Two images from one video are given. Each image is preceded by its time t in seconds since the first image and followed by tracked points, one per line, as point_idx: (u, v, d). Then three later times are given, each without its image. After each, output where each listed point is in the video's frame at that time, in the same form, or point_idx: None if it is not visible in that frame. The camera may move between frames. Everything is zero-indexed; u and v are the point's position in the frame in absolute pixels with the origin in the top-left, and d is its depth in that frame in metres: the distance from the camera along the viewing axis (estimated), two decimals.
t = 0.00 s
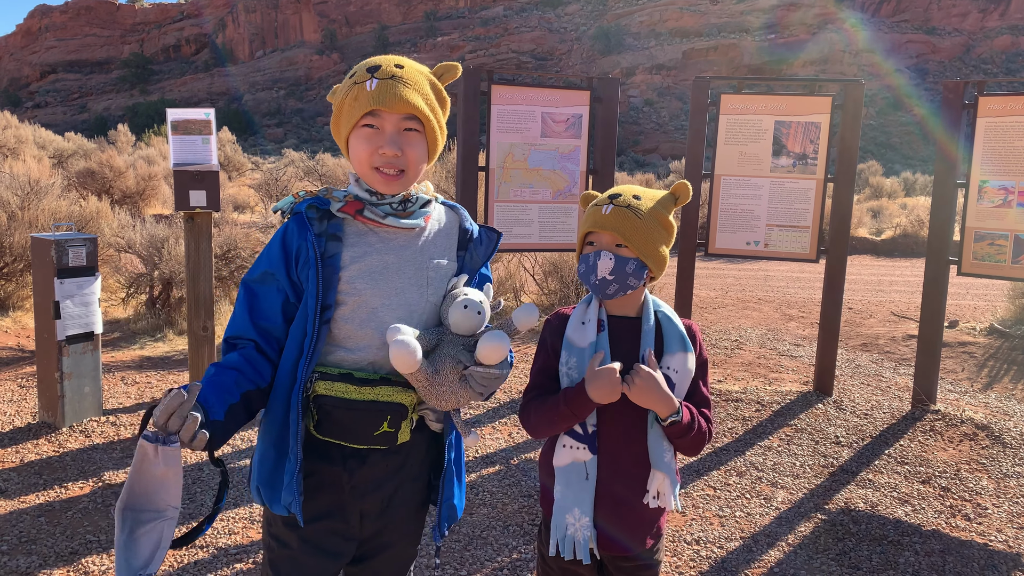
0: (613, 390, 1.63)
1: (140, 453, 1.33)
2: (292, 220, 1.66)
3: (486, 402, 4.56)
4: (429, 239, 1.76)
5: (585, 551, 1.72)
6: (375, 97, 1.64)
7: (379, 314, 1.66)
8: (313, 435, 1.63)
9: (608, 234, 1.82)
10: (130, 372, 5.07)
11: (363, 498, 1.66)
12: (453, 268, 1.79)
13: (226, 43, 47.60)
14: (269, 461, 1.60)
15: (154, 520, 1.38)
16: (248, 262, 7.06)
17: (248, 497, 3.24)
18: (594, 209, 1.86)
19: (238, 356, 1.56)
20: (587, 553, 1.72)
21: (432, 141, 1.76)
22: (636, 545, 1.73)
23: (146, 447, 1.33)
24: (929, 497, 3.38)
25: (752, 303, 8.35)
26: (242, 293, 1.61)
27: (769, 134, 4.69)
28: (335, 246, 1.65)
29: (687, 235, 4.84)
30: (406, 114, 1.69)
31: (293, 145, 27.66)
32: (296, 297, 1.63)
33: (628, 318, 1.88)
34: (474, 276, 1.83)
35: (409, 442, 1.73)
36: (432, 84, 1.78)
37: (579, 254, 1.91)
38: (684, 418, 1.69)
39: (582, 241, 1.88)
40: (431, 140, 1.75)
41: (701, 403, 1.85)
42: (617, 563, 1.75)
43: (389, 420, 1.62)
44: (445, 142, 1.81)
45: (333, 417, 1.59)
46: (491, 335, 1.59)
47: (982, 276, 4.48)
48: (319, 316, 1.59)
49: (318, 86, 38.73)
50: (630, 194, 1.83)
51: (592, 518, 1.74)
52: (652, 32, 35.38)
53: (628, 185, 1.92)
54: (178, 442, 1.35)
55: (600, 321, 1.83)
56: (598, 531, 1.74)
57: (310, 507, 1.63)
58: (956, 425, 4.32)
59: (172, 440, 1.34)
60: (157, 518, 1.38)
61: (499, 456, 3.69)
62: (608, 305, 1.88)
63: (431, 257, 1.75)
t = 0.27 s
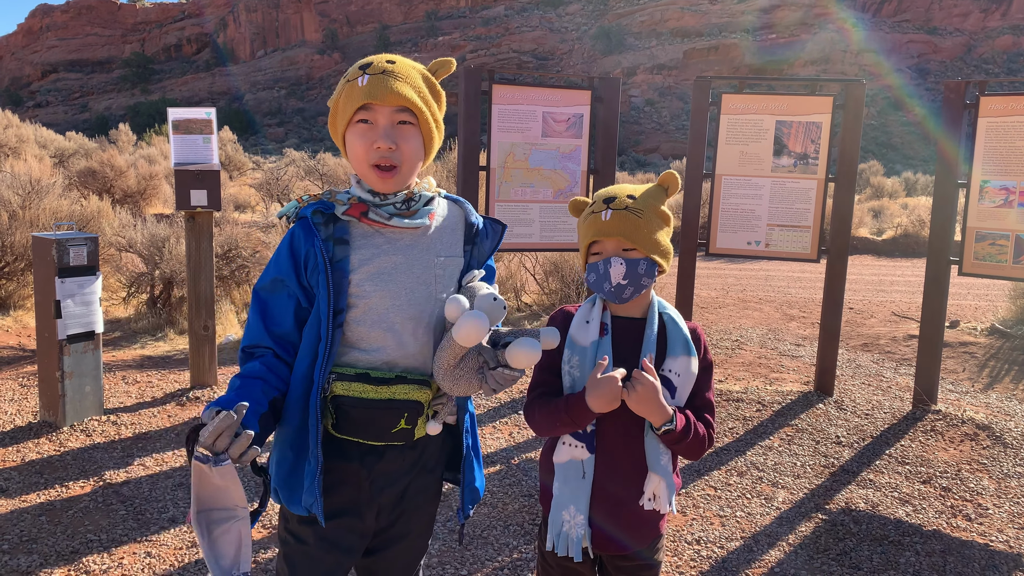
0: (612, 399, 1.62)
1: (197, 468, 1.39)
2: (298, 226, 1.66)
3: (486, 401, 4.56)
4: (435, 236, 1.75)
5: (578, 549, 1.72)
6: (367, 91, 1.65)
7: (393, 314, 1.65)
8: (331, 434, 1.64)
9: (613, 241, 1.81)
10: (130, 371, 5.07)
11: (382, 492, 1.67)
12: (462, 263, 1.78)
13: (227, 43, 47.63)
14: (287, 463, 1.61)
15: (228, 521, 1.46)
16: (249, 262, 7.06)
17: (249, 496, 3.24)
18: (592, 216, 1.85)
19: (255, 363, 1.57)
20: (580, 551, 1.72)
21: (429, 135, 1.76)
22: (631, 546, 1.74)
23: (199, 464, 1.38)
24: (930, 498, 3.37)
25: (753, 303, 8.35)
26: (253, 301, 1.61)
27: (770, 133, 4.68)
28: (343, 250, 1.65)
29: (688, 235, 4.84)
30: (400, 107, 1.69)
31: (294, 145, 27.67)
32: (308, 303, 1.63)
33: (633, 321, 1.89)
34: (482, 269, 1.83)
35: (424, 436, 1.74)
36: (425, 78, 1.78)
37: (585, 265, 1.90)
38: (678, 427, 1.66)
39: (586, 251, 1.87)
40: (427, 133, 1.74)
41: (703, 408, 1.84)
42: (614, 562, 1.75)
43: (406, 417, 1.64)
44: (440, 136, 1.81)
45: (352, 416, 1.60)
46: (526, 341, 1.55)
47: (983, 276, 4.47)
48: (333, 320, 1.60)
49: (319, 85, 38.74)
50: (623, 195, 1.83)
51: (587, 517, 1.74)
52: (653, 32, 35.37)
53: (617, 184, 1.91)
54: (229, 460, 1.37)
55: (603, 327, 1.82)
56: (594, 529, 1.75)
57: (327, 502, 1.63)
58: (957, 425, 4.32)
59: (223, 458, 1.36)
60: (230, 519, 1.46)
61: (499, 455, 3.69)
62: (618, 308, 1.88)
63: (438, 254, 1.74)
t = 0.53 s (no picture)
0: (608, 423, 1.62)
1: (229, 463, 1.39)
2: (303, 227, 1.65)
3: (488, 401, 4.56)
4: (441, 238, 1.75)
5: (583, 550, 1.72)
6: (368, 86, 1.65)
7: (397, 321, 1.66)
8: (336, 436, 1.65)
9: (608, 244, 1.81)
10: (132, 370, 5.07)
11: (391, 488, 1.67)
12: (467, 264, 1.79)
13: (229, 42, 47.65)
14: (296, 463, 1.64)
15: (233, 523, 1.45)
16: (251, 261, 7.06)
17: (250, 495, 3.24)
18: (588, 219, 1.85)
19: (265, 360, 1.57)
20: (586, 552, 1.72)
21: (432, 128, 1.75)
22: (635, 546, 1.73)
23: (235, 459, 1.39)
24: (931, 497, 3.37)
25: (755, 302, 8.34)
26: (260, 299, 1.60)
27: (772, 133, 4.67)
28: (348, 255, 1.65)
29: (690, 234, 4.83)
30: (402, 100, 1.69)
31: (295, 144, 27.67)
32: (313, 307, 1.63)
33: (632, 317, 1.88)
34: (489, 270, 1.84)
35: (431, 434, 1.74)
36: (427, 74, 1.79)
37: (582, 268, 1.89)
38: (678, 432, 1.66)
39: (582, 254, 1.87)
40: (430, 126, 1.74)
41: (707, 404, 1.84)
42: (619, 561, 1.75)
43: (412, 422, 1.65)
44: (445, 131, 1.80)
45: (357, 422, 1.61)
46: (503, 346, 1.56)
47: (985, 276, 4.47)
48: (338, 327, 1.60)
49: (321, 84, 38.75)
50: (618, 196, 1.82)
51: (592, 517, 1.74)
52: (655, 31, 35.35)
53: (611, 184, 1.91)
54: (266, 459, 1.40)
55: (602, 339, 1.80)
56: (598, 530, 1.74)
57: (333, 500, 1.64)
58: (959, 425, 4.31)
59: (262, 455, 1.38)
60: (238, 520, 1.45)
61: (501, 455, 3.69)
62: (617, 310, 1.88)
63: (443, 258, 1.74)
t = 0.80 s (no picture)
0: (611, 406, 1.63)
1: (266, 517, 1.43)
2: (291, 225, 1.63)
3: (488, 400, 4.56)
4: (433, 237, 1.75)
5: (591, 549, 1.72)
6: (364, 86, 1.63)
7: (390, 322, 1.65)
8: (331, 439, 1.65)
9: (613, 243, 1.81)
10: (133, 369, 5.08)
11: (389, 487, 1.69)
12: (459, 261, 1.78)
13: (229, 42, 47.68)
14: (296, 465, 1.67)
15: None
16: (251, 260, 7.06)
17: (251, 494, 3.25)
18: (592, 216, 1.83)
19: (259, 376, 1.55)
20: (593, 551, 1.73)
21: (426, 131, 1.75)
22: (640, 545, 1.74)
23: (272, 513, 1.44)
24: (932, 496, 3.37)
25: (755, 302, 8.34)
26: (249, 302, 1.57)
27: (773, 132, 4.67)
28: (339, 255, 1.63)
29: (690, 234, 4.84)
30: (397, 102, 1.68)
31: (296, 144, 27.67)
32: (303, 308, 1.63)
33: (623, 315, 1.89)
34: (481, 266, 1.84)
35: (425, 435, 1.75)
36: (420, 72, 1.77)
37: (581, 263, 1.88)
38: (684, 411, 1.66)
39: (584, 250, 1.86)
40: (425, 129, 1.74)
41: (706, 394, 1.84)
42: (621, 560, 1.75)
43: (408, 425, 1.67)
44: (437, 132, 1.80)
45: (353, 426, 1.63)
46: (472, 349, 1.55)
47: (986, 275, 4.47)
48: (330, 329, 1.59)
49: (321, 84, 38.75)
50: (625, 196, 1.82)
51: (598, 516, 1.74)
52: (655, 30, 35.34)
53: (615, 182, 1.90)
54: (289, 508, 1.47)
55: (603, 328, 1.82)
56: (604, 528, 1.75)
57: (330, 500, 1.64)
58: (960, 424, 4.31)
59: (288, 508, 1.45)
60: None
61: (502, 454, 3.70)
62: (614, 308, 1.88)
63: (435, 257, 1.73)
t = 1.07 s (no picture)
0: (603, 372, 1.64)
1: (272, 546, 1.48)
2: (269, 228, 1.58)
3: (488, 400, 4.56)
4: (413, 235, 1.75)
5: (597, 547, 1.71)
6: (352, 84, 1.61)
7: (374, 324, 1.64)
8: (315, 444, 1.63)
9: (620, 246, 1.80)
10: (133, 369, 5.08)
11: (377, 490, 1.69)
12: (437, 259, 1.81)
13: (229, 42, 47.69)
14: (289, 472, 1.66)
15: None
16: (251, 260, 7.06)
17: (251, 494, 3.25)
18: (599, 218, 1.82)
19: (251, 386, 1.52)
20: (599, 547, 1.71)
21: (407, 129, 1.76)
22: (642, 541, 1.74)
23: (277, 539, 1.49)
24: (932, 496, 3.37)
25: (756, 301, 8.34)
26: (232, 309, 1.52)
27: (773, 132, 4.67)
28: (320, 257, 1.59)
29: (690, 233, 4.83)
30: (384, 101, 1.67)
31: (296, 144, 27.67)
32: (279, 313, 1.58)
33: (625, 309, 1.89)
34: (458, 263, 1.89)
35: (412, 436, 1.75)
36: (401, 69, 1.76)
37: (584, 262, 1.86)
38: (706, 388, 1.74)
39: (590, 250, 1.84)
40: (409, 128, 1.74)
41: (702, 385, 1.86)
42: (622, 560, 1.76)
43: (397, 426, 1.68)
44: (417, 130, 1.80)
45: (338, 431, 1.61)
46: (467, 355, 1.60)
47: (986, 275, 4.46)
48: (314, 334, 1.56)
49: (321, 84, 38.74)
50: (632, 198, 1.82)
51: (603, 514, 1.74)
52: (655, 30, 35.34)
53: (619, 182, 1.89)
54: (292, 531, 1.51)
55: (604, 316, 1.83)
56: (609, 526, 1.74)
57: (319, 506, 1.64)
58: (960, 424, 4.31)
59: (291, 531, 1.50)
60: None
61: (502, 454, 3.70)
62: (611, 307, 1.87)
63: (416, 256, 1.74)
